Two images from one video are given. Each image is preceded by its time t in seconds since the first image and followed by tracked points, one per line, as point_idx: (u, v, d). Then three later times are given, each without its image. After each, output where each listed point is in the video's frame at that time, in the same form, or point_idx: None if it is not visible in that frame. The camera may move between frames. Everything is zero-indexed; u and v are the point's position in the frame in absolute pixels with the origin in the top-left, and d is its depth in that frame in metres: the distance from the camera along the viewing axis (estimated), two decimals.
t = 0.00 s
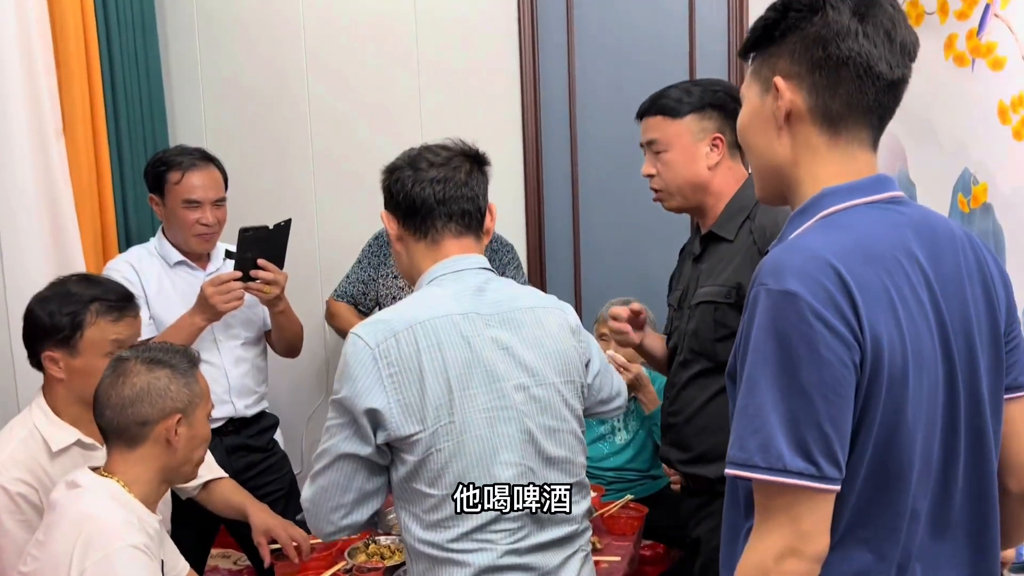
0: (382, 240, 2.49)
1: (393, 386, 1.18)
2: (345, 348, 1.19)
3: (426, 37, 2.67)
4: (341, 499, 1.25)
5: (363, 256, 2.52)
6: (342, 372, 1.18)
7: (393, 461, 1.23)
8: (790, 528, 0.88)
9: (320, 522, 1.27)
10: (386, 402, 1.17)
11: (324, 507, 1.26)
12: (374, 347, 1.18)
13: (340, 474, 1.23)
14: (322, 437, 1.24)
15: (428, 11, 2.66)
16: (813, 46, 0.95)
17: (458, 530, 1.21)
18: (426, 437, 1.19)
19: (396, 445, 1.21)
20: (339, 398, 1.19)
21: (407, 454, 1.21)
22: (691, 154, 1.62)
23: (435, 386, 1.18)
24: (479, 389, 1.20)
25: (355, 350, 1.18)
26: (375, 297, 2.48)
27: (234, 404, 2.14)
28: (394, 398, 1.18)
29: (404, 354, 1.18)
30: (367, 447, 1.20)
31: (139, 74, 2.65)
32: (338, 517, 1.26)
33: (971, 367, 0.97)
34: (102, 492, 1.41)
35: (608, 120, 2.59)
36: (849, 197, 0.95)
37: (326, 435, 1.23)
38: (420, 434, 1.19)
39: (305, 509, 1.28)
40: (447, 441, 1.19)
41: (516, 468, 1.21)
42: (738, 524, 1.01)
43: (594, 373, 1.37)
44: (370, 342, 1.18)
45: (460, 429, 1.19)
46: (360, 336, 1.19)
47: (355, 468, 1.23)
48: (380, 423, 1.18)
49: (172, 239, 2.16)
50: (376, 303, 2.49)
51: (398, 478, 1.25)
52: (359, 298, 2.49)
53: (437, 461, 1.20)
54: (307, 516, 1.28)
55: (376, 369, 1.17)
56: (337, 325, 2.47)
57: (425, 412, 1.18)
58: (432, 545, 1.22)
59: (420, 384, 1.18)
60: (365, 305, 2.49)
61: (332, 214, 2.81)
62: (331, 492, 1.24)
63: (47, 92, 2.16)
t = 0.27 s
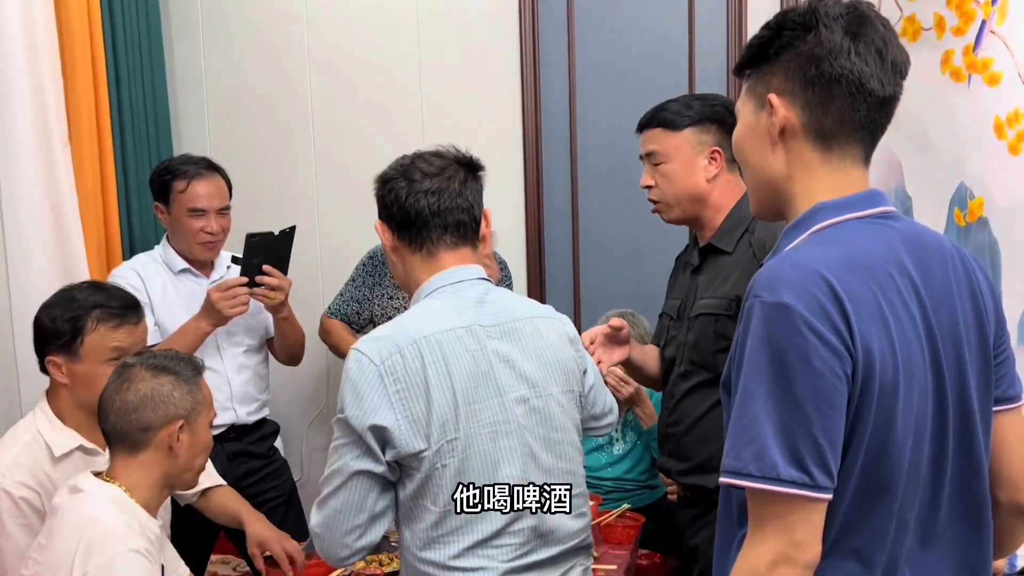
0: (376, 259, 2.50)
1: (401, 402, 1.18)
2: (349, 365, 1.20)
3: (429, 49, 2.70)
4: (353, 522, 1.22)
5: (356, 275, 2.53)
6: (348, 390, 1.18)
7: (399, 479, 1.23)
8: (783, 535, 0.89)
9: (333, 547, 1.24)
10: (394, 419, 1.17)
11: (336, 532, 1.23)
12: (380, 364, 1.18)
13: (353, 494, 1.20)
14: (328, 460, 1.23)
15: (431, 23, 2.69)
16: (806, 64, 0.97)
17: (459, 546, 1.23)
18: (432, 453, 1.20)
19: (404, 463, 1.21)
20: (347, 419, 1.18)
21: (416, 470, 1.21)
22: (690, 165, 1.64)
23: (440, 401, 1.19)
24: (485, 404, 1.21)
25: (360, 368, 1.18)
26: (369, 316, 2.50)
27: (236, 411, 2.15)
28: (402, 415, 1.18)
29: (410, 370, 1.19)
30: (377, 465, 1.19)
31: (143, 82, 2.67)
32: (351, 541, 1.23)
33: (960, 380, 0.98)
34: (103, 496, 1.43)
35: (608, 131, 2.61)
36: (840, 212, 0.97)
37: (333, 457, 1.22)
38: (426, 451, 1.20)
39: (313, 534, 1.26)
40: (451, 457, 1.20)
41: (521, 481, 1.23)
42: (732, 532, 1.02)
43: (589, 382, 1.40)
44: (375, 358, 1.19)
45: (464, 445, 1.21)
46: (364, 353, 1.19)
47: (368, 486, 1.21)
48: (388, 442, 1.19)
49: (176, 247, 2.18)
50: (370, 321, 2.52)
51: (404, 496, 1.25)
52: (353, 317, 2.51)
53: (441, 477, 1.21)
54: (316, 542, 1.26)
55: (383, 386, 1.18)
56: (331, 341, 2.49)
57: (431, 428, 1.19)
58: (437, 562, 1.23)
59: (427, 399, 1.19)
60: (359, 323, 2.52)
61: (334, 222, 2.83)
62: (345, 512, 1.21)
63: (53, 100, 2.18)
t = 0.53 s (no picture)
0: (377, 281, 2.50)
1: (408, 417, 1.18)
2: (351, 377, 1.19)
3: (431, 54, 2.71)
4: (364, 541, 1.21)
5: (357, 296, 2.53)
6: (354, 404, 1.17)
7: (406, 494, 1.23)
8: (786, 539, 0.89)
9: (345, 565, 1.23)
10: (402, 434, 1.17)
11: (347, 551, 1.22)
12: (384, 377, 1.18)
13: (363, 512, 1.19)
14: (335, 480, 1.22)
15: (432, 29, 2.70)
16: (808, 71, 0.98)
17: (468, 559, 1.22)
18: (439, 465, 1.19)
19: (412, 477, 1.20)
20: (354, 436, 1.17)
21: (424, 484, 1.20)
22: (697, 166, 1.64)
23: (446, 412, 1.19)
24: (491, 415, 1.22)
25: (364, 382, 1.18)
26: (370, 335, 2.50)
27: (239, 415, 2.16)
28: (410, 429, 1.18)
29: (415, 382, 1.19)
30: (386, 482, 1.18)
31: (146, 87, 2.68)
32: (364, 558, 1.22)
33: (961, 385, 0.99)
34: (102, 501, 1.43)
35: (608, 138, 2.62)
36: (840, 218, 0.97)
37: (340, 475, 1.21)
38: (434, 465, 1.19)
39: (322, 554, 1.25)
40: (460, 469, 1.21)
41: (526, 486, 1.23)
42: (735, 537, 1.02)
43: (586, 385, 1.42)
44: (379, 372, 1.18)
45: (472, 457, 1.21)
46: (367, 366, 1.19)
47: (378, 503, 1.20)
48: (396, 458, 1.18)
49: (181, 251, 2.19)
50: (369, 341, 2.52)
51: (412, 510, 1.24)
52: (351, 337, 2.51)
53: (448, 489, 1.21)
54: (327, 561, 1.25)
55: (389, 401, 1.17)
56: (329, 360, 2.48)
57: (438, 441, 1.19)
58: None
59: (433, 409, 1.19)
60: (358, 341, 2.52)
61: (335, 227, 2.83)
62: (355, 531, 1.20)
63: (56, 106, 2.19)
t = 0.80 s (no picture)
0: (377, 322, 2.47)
1: (404, 417, 1.18)
2: (345, 383, 1.19)
3: (426, 59, 2.72)
4: (364, 546, 1.20)
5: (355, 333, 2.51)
6: (351, 409, 1.17)
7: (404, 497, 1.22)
8: (782, 541, 0.90)
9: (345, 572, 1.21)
10: (400, 435, 1.17)
11: (349, 557, 1.20)
12: (380, 381, 1.19)
13: (362, 516, 1.18)
14: (332, 485, 1.22)
15: (428, 33, 2.71)
16: (799, 77, 0.99)
17: (471, 558, 1.22)
18: (437, 467, 1.19)
19: (410, 479, 1.20)
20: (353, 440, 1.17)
21: (423, 486, 1.20)
22: (671, 187, 1.65)
23: (442, 414, 1.20)
24: (486, 413, 1.23)
25: (359, 386, 1.18)
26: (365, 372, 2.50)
27: (236, 421, 2.16)
28: (407, 430, 1.18)
29: (410, 385, 1.19)
30: (385, 484, 1.18)
31: (141, 91, 2.68)
32: (364, 565, 1.21)
33: (954, 387, 0.99)
34: (96, 508, 1.43)
35: (602, 143, 2.63)
36: (833, 223, 0.98)
37: (337, 480, 1.20)
38: (433, 466, 1.19)
39: (321, 563, 1.23)
40: (459, 468, 1.20)
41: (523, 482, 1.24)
42: (731, 540, 1.02)
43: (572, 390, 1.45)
44: (375, 376, 1.19)
45: (470, 456, 1.21)
46: (364, 372, 1.19)
47: (377, 507, 1.19)
48: (394, 459, 1.18)
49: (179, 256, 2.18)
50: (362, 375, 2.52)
51: (411, 514, 1.23)
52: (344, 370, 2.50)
53: (446, 492, 1.20)
54: (326, 570, 1.22)
55: (385, 403, 1.18)
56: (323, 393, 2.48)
57: (436, 443, 1.19)
58: None
59: (430, 412, 1.19)
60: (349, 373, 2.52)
61: (330, 232, 2.84)
62: (354, 537, 1.19)
63: (51, 111, 2.18)
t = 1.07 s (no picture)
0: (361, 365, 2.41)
1: (395, 411, 1.20)
2: (337, 384, 1.21)
3: (419, 64, 2.72)
4: (362, 542, 1.20)
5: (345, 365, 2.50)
6: (342, 406, 1.19)
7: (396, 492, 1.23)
8: (772, 542, 0.89)
9: (343, 569, 1.21)
10: (391, 428, 1.19)
11: (347, 554, 1.21)
12: (369, 379, 1.21)
13: (359, 512, 1.19)
14: (326, 484, 1.22)
15: (420, 39, 2.71)
16: (788, 80, 0.99)
17: (468, 547, 1.24)
18: (428, 458, 1.22)
19: (403, 472, 1.21)
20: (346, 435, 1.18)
21: (416, 478, 1.22)
22: (651, 191, 1.66)
23: (431, 408, 1.22)
24: (474, 405, 1.26)
25: (350, 384, 1.20)
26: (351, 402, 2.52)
27: (229, 428, 2.15)
28: (398, 424, 1.20)
29: (398, 380, 1.22)
30: (379, 478, 1.19)
31: (133, 97, 2.68)
32: (362, 561, 1.21)
33: (944, 388, 1.00)
34: (87, 516, 1.42)
35: (594, 146, 2.64)
36: (822, 225, 0.98)
37: (331, 478, 1.21)
38: (425, 456, 1.22)
39: (319, 562, 1.23)
40: (450, 458, 1.23)
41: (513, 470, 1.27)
42: (722, 543, 1.02)
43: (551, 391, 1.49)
44: (365, 374, 1.21)
45: (460, 445, 1.24)
46: (355, 372, 1.21)
47: (373, 502, 1.20)
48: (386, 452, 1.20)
49: (177, 265, 2.19)
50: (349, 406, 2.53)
51: (405, 508, 1.25)
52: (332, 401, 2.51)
53: (438, 484, 1.23)
54: (323, 569, 1.23)
55: (376, 398, 1.20)
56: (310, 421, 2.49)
57: (427, 435, 1.21)
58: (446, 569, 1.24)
59: (420, 407, 1.22)
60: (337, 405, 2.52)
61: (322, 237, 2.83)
62: (352, 533, 1.19)
63: (41, 116, 2.17)
